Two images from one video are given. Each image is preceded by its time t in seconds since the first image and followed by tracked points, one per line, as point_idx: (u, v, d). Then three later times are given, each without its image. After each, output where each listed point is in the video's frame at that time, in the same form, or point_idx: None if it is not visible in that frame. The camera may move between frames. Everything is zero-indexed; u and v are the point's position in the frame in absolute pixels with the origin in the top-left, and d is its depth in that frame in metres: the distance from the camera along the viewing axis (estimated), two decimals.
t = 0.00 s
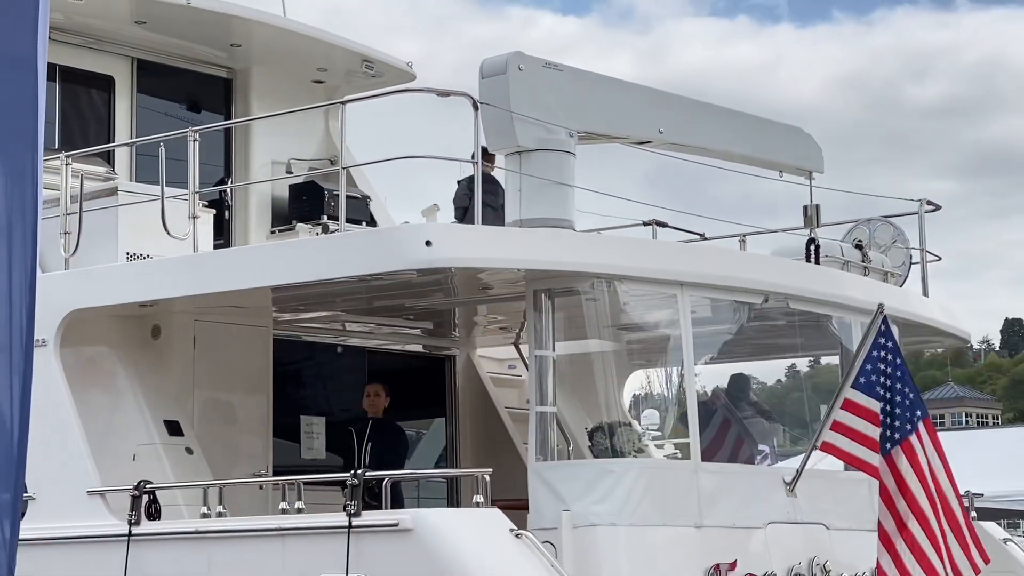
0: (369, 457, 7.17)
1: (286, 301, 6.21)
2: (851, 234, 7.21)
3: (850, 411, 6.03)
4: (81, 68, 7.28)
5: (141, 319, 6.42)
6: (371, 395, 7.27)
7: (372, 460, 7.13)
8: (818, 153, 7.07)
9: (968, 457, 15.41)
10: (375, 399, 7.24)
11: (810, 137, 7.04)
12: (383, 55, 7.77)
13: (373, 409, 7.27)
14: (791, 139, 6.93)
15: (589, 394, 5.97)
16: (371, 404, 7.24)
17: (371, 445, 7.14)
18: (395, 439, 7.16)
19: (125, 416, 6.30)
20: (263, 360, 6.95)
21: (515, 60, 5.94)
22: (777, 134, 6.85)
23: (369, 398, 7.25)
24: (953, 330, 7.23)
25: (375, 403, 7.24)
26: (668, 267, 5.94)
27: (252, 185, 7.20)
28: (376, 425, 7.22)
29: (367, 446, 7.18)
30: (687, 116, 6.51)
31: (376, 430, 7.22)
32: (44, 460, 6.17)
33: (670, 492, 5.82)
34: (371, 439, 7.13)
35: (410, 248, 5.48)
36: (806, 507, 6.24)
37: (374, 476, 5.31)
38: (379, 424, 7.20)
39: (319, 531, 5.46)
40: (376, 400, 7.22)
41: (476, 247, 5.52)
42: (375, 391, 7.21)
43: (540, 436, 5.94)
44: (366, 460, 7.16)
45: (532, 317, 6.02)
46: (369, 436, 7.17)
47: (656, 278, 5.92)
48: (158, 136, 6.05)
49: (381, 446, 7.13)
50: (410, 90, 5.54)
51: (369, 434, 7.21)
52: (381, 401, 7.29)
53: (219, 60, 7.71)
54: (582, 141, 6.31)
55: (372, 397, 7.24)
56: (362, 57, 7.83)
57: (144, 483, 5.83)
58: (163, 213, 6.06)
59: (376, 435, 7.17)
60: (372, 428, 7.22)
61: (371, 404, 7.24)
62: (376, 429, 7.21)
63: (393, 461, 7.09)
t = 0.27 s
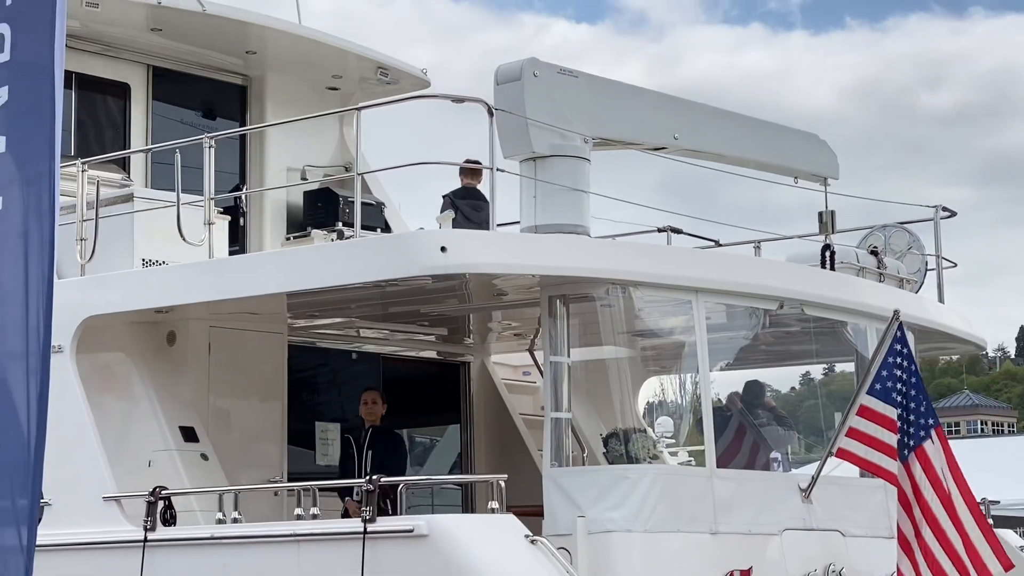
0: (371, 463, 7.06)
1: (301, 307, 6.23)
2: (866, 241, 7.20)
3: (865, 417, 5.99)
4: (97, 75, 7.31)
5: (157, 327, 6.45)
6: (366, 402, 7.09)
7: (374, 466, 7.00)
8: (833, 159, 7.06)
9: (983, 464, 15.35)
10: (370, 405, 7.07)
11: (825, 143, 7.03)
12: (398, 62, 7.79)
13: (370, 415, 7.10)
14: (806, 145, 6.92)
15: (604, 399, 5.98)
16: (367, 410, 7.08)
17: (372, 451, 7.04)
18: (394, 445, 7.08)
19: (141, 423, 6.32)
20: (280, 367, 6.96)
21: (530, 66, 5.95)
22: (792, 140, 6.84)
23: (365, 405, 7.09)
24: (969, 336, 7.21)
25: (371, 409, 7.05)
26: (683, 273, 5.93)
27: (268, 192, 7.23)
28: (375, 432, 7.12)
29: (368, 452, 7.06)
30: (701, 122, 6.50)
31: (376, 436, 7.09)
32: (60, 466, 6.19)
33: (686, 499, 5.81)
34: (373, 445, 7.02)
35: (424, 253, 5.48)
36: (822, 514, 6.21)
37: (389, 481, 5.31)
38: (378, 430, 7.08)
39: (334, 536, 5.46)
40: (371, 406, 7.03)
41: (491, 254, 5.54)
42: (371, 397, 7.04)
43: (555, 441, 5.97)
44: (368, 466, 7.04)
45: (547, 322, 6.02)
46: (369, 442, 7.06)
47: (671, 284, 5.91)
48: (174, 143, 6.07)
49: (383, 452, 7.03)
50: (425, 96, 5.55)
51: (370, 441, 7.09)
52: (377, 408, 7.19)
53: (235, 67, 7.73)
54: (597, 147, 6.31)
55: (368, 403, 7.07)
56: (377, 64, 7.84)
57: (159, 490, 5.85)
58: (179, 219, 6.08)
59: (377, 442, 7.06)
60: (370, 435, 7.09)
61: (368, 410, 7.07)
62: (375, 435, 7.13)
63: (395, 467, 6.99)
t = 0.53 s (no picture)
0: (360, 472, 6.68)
1: (316, 315, 6.24)
2: (882, 248, 7.19)
3: (881, 424, 5.98)
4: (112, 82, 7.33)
5: (172, 334, 6.48)
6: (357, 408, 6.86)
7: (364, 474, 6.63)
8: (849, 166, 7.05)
9: (995, 470, 15.32)
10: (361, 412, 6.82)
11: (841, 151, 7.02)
12: (412, 69, 7.79)
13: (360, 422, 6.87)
14: (822, 153, 6.91)
15: (620, 407, 5.97)
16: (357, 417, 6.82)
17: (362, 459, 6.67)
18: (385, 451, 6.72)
19: (156, 430, 6.33)
20: (295, 374, 6.99)
21: (545, 74, 5.95)
22: (808, 147, 6.83)
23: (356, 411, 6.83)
24: (986, 344, 7.20)
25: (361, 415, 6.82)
26: (698, 281, 5.93)
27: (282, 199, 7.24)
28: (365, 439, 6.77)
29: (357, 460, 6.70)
30: (717, 129, 6.50)
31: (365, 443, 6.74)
32: (76, 474, 6.20)
33: (701, 507, 5.81)
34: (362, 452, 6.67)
35: (440, 261, 5.47)
36: (838, 522, 6.20)
37: (404, 489, 5.31)
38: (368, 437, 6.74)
39: (350, 544, 5.46)
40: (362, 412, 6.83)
41: (506, 262, 5.52)
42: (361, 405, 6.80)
43: (570, 450, 5.95)
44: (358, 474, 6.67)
45: (562, 330, 6.00)
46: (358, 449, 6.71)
47: (686, 292, 5.91)
48: (190, 151, 6.08)
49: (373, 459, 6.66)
50: (441, 104, 5.56)
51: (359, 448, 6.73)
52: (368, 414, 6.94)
53: (250, 74, 7.75)
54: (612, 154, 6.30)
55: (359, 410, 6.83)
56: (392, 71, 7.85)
57: (175, 496, 5.86)
58: (194, 227, 6.09)
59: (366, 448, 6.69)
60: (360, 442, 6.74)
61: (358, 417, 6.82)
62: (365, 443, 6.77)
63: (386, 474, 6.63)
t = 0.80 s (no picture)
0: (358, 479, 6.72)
1: (331, 321, 6.24)
2: (898, 254, 7.17)
3: (897, 433, 5.96)
4: (127, 88, 7.34)
5: (187, 341, 6.47)
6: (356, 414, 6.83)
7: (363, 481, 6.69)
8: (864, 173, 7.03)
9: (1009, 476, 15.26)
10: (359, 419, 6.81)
11: (857, 157, 7.00)
12: (427, 76, 7.79)
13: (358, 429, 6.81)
14: (837, 159, 6.89)
15: (635, 414, 5.96)
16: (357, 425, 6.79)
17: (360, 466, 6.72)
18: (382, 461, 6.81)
19: (171, 437, 6.34)
20: (309, 380, 7.00)
21: (560, 80, 5.94)
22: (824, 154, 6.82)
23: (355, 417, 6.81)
24: (1003, 350, 7.17)
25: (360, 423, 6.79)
26: (714, 288, 5.92)
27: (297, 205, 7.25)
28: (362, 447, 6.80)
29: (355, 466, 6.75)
30: (732, 136, 6.49)
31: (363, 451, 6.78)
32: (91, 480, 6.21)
33: (717, 514, 5.80)
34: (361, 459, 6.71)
35: (455, 268, 5.47)
36: (853, 529, 6.18)
37: (419, 496, 5.31)
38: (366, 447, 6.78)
39: (365, 551, 5.46)
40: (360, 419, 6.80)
41: (521, 269, 5.52)
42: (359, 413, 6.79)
43: (585, 456, 5.94)
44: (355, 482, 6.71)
45: (576, 337, 6.02)
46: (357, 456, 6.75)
47: (702, 298, 5.90)
48: (205, 158, 6.09)
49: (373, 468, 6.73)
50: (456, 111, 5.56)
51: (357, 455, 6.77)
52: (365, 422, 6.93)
53: (265, 81, 7.76)
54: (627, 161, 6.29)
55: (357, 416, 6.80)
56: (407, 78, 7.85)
57: (190, 503, 5.86)
58: (210, 234, 6.10)
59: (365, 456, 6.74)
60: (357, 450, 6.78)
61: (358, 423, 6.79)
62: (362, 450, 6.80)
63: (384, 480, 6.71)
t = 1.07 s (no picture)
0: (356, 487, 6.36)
1: (345, 325, 6.25)
2: (912, 259, 7.16)
3: (910, 437, 5.98)
4: (141, 92, 7.36)
5: (201, 345, 6.50)
6: (357, 421, 6.58)
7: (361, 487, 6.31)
8: (879, 178, 7.01)
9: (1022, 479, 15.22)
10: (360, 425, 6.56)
11: (872, 162, 6.99)
12: (443, 81, 7.79)
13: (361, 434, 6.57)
14: (854, 163, 6.87)
15: (649, 419, 5.95)
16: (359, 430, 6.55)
17: (359, 472, 6.37)
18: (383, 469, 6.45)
19: (186, 440, 6.36)
20: (323, 384, 7.02)
21: (574, 85, 5.96)
22: (839, 159, 6.81)
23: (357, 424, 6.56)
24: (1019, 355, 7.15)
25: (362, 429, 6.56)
26: (728, 292, 5.91)
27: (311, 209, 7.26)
28: (364, 453, 6.49)
29: (354, 473, 6.39)
30: (747, 140, 6.48)
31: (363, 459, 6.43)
32: (106, 484, 6.22)
33: (731, 519, 5.79)
34: (361, 464, 6.37)
35: (469, 273, 5.47)
36: (868, 534, 6.17)
37: (433, 500, 5.31)
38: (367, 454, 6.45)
39: (379, 555, 5.47)
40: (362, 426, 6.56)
41: (536, 273, 5.51)
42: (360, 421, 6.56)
43: (600, 461, 5.94)
44: (353, 489, 6.34)
45: (591, 341, 6.01)
46: (356, 463, 6.40)
47: (716, 303, 5.90)
48: (220, 163, 6.10)
49: (373, 475, 6.37)
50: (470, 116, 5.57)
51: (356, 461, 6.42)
52: (367, 428, 6.71)
53: (279, 85, 7.76)
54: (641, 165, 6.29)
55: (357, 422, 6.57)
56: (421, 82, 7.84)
57: (204, 506, 5.87)
58: (224, 238, 6.11)
59: (365, 463, 6.39)
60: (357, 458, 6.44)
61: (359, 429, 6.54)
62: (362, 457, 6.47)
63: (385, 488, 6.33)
